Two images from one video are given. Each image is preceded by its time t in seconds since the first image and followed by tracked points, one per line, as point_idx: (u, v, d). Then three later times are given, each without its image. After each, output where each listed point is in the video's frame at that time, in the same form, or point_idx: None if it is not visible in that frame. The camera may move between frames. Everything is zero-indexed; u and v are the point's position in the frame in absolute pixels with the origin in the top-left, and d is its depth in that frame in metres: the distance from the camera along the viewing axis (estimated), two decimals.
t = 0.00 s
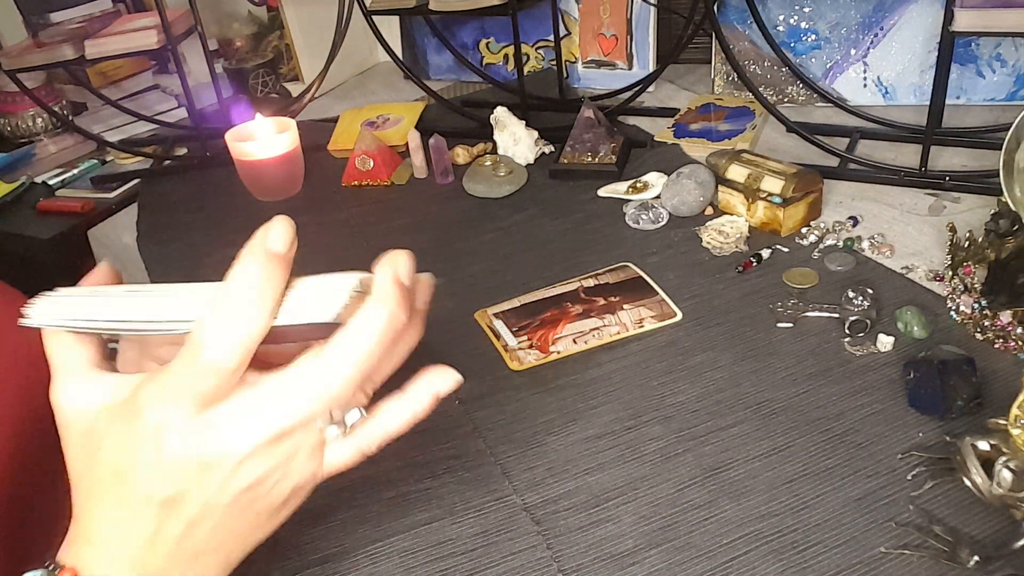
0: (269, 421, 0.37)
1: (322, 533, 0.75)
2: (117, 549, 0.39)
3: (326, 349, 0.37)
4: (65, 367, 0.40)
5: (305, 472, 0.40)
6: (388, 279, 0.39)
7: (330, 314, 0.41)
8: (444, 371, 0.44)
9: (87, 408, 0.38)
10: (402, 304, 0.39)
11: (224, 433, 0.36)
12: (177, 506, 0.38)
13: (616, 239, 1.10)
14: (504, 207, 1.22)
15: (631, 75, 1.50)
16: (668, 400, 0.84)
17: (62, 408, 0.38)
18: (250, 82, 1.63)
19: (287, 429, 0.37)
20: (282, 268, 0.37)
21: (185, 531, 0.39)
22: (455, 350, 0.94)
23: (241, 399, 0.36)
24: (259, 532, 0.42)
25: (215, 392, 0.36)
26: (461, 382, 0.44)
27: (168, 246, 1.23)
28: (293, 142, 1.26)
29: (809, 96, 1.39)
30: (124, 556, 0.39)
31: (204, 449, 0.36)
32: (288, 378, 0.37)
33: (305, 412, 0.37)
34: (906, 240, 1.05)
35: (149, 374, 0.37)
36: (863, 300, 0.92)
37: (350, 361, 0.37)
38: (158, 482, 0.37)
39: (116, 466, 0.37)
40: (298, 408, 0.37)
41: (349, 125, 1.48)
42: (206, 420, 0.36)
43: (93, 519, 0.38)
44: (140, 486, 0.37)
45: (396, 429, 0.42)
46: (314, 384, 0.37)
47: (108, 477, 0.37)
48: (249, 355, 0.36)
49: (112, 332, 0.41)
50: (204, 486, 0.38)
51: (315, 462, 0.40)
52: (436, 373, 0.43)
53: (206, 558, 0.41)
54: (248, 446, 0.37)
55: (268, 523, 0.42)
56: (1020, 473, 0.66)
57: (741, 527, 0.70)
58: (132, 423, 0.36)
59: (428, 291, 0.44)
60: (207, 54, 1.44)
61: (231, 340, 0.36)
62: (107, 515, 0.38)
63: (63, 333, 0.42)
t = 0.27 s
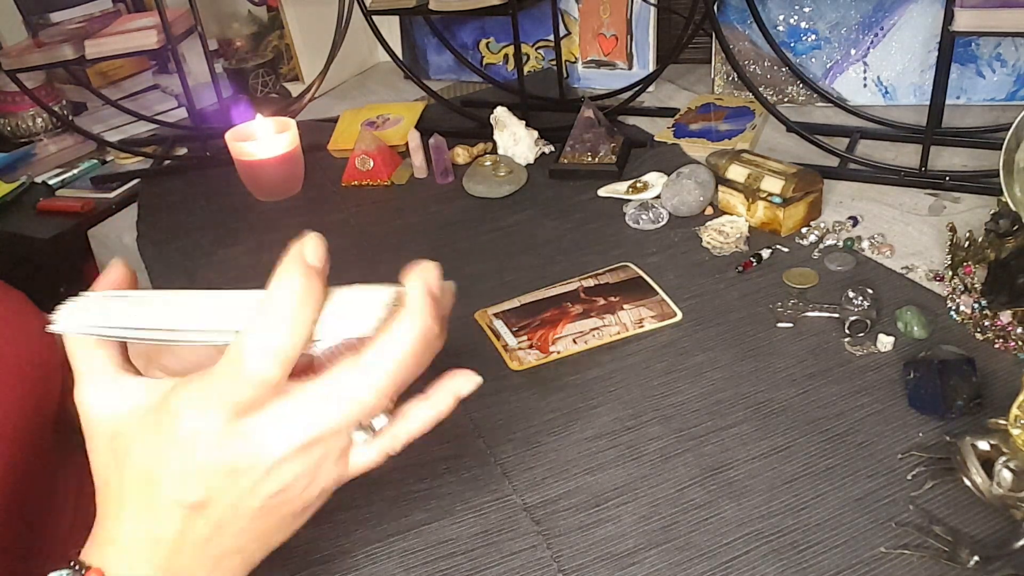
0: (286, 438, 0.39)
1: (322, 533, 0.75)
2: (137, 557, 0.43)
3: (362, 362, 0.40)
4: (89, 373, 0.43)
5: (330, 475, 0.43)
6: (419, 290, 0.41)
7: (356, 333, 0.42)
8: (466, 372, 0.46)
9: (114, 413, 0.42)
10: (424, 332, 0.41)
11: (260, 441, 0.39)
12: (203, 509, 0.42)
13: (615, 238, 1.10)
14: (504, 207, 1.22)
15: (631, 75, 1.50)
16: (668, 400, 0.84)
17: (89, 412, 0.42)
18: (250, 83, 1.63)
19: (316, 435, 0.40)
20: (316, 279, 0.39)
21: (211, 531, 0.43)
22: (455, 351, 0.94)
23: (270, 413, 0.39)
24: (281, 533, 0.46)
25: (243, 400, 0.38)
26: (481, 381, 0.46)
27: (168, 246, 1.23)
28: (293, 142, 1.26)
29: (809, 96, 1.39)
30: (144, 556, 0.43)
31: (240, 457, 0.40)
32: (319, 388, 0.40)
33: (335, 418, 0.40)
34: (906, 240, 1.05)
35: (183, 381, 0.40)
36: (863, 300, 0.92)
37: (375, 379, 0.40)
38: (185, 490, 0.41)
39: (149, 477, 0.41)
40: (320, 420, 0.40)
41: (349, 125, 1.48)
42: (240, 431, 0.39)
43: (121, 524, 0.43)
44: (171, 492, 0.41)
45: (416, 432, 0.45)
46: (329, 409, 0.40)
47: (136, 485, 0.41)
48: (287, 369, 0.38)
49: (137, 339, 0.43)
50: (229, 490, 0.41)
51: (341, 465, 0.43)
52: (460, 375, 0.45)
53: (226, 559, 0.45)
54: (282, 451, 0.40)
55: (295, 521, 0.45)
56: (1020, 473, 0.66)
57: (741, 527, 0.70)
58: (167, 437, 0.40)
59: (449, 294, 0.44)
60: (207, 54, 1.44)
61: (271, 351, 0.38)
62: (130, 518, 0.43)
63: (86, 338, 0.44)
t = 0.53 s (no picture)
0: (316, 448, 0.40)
1: (321, 533, 0.75)
2: (149, 559, 0.44)
3: (379, 384, 0.40)
4: (103, 376, 0.44)
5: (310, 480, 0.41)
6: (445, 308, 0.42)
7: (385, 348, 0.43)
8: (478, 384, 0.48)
9: (132, 422, 0.42)
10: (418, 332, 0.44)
11: (281, 454, 0.39)
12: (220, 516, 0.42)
13: (615, 238, 1.10)
14: (504, 207, 1.22)
15: (631, 75, 1.50)
16: (668, 400, 0.84)
17: (106, 421, 0.42)
18: (250, 82, 1.62)
19: (331, 451, 0.40)
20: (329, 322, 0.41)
21: (227, 534, 0.43)
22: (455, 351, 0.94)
23: (289, 425, 0.39)
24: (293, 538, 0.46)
25: (263, 415, 0.39)
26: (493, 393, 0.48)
27: (168, 246, 1.23)
28: (292, 142, 1.26)
29: (809, 96, 1.39)
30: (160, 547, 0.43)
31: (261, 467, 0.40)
32: (346, 401, 0.40)
33: (351, 433, 0.40)
34: (906, 240, 1.05)
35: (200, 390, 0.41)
36: (863, 300, 0.92)
37: (397, 395, 0.40)
38: (200, 497, 0.40)
39: (164, 481, 0.41)
40: (321, 440, 0.40)
41: (349, 125, 1.48)
42: (258, 447, 0.39)
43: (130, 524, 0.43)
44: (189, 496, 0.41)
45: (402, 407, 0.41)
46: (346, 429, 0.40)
47: (154, 487, 0.41)
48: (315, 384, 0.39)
49: (155, 347, 0.44)
50: (247, 498, 0.41)
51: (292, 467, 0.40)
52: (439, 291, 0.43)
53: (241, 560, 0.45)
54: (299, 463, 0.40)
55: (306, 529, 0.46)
56: (1020, 473, 0.66)
57: (741, 526, 0.70)
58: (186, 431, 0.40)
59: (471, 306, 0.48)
60: (207, 54, 1.44)
61: (297, 374, 0.38)
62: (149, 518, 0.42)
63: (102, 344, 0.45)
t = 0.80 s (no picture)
0: (318, 448, 0.39)
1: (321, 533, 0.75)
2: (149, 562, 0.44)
3: (383, 381, 0.40)
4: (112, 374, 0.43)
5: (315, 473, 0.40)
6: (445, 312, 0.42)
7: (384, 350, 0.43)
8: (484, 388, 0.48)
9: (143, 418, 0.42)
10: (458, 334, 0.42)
11: (281, 455, 0.39)
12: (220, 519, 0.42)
13: (615, 238, 1.10)
14: (504, 207, 1.22)
15: (631, 75, 1.50)
16: (668, 400, 0.84)
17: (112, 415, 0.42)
18: (250, 83, 1.63)
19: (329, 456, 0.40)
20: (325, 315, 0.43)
21: (229, 540, 0.43)
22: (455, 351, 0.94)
23: (290, 427, 0.39)
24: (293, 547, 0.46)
25: (267, 415, 0.38)
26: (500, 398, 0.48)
27: (168, 246, 1.23)
28: (292, 142, 1.26)
29: (809, 96, 1.39)
30: (167, 565, 0.44)
31: (265, 466, 0.39)
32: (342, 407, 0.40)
33: (361, 431, 0.40)
34: (906, 240, 1.05)
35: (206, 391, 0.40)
36: (863, 300, 0.92)
37: (399, 397, 0.40)
38: (202, 498, 0.41)
39: (164, 488, 0.41)
40: (325, 437, 0.39)
41: (349, 125, 1.48)
42: (260, 443, 0.39)
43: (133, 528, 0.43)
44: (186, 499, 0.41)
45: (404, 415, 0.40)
46: (335, 423, 0.39)
47: (157, 486, 0.41)
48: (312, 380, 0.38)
49: (155, 344, 0.43)
50: (251, 499, 0.41)
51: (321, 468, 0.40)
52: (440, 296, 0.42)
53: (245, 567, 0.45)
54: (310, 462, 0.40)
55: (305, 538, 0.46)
56: (1020, 473, 0.66)
57: (741, 527, 0.70)
58: (182, 435, 0.40)
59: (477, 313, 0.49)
60: (207, 54, 1.44)
61: (295, 368, 0.37)
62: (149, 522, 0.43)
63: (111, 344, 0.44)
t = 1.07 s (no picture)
0: (306, 434, 0.36)
1: (321, 533, 0.75)
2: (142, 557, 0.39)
3: (367, 369, 0.36)
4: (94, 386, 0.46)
5: (339, 476, 0.38)
6: (430, 301, 0.38)
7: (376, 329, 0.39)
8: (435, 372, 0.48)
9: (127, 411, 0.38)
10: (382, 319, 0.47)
11: (267, 443, 0.36)
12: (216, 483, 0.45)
13: (615, 238, 1.10)
14: (504, 207, 1.22)
15: (631, 75, 1.51)
16: (668, 400, 0.84)
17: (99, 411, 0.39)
18: (250, 83, 1.63)
19: (341, 433, 0.36)
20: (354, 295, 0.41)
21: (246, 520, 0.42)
22: (455, 351, 0.94)
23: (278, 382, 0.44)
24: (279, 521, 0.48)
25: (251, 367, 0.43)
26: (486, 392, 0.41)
27: (169, 246, 1.23)
28: (292, 142, 1.26)
29: (809, 96, 1.39)
30: (151, 558, 0.39)
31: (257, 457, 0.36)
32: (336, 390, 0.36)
33: (352, 413, 0.36)
34: (906, 240, 1.05)
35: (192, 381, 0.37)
36: (863, 300, 0.92)
37: (385, 382, 0.36)
38: (185, 483, 0.37)
39: (151, 475, 0.37)
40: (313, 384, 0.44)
41: (349, 125, 1.48)
42: (249, 426, 0.36)
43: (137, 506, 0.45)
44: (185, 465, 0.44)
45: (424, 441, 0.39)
46: (330, 411, 0.36)
47: (143, 483, 0.38)
48: (300, 371, 0.35)
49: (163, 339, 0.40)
50: (241, 485, 0.37)
51: (348, 467, 0.38)
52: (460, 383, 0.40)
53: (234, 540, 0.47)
54: (302, 449, 0.36)
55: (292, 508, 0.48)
56: (1020, 473, 0.65)
57: (741, 526, 0.70)
58: (169, 425, 0.37)
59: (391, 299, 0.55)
60: (207, 54, 1.44)
61: (281, 358, 0.35)
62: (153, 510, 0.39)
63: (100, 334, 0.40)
